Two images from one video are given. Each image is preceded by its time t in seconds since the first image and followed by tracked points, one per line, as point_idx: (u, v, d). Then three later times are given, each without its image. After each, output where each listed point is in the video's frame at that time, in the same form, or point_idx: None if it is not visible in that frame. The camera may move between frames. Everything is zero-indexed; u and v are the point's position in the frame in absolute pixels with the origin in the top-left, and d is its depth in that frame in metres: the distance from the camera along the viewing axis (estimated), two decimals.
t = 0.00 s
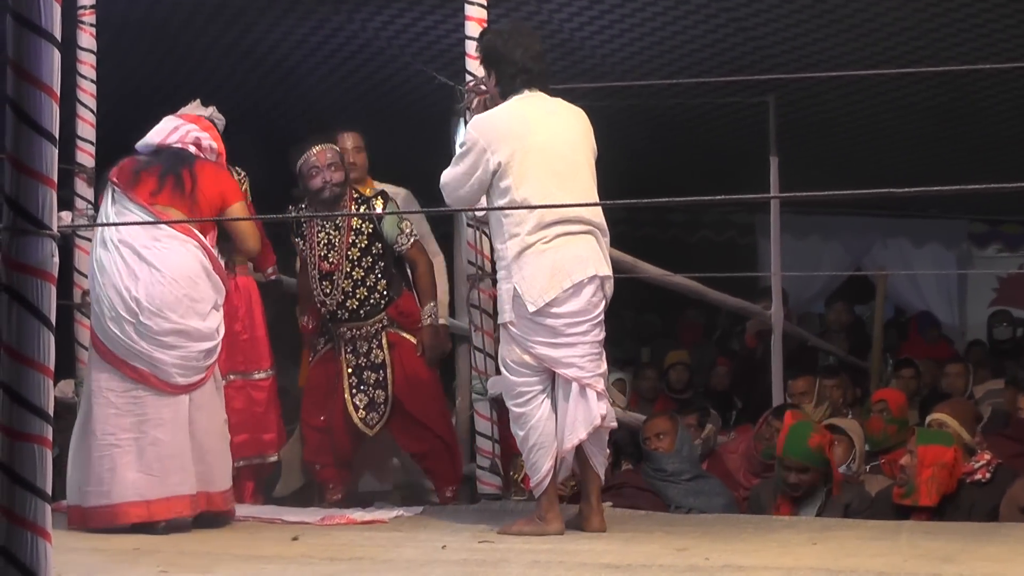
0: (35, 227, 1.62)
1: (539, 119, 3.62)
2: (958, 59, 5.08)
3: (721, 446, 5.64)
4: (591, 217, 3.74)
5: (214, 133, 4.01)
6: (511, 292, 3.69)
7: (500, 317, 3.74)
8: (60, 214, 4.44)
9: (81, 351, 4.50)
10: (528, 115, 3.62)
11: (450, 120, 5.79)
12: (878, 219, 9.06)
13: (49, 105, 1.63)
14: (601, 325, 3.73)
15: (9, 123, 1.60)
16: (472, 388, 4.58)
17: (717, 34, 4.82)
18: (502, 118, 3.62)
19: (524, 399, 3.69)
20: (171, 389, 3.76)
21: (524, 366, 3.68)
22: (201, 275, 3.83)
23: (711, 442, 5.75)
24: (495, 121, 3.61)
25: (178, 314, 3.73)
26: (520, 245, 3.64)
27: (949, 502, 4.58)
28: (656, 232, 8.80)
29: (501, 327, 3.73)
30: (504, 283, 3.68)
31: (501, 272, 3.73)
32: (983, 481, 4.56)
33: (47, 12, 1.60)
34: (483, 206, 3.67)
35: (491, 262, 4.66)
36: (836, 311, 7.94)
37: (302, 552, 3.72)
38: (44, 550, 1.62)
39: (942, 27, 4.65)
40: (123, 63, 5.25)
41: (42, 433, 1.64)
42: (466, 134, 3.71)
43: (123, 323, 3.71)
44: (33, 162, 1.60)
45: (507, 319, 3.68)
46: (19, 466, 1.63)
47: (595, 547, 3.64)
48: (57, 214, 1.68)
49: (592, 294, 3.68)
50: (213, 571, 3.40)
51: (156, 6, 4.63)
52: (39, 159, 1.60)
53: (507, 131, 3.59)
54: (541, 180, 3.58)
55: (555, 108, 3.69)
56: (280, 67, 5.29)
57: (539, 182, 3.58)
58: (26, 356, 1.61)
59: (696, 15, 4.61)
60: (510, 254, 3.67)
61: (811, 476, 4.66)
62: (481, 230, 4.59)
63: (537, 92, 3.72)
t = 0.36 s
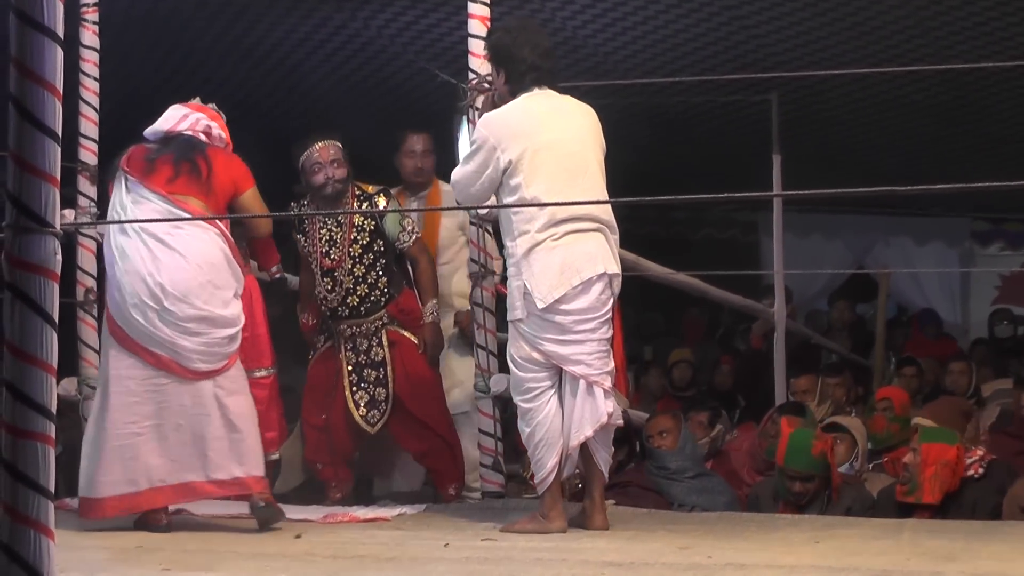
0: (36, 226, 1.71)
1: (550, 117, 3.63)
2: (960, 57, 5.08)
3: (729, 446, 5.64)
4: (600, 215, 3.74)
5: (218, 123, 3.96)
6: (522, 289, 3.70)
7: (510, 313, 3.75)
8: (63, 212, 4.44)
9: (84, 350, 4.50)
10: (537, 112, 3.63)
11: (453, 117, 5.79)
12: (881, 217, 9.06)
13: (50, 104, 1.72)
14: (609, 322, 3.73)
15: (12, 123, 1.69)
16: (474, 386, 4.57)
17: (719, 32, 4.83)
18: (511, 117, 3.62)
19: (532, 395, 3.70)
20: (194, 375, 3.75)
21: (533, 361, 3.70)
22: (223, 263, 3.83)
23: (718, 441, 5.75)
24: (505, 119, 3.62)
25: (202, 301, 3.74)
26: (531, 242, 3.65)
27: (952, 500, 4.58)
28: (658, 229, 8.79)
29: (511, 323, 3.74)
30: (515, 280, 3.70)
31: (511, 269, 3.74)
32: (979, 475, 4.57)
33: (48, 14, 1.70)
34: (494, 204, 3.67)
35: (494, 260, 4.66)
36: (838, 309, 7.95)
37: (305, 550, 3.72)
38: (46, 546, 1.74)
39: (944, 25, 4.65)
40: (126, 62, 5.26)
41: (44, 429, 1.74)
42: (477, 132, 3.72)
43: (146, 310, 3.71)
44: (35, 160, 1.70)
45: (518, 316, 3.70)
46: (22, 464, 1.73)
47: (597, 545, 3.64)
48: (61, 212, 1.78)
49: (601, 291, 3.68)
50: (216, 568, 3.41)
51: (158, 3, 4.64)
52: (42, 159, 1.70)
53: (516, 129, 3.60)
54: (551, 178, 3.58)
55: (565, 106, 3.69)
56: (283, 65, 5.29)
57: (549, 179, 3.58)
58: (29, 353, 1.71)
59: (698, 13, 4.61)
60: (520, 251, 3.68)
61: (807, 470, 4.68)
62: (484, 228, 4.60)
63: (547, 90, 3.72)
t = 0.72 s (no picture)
0: (37, 224, 1.69)
1: (557, 115, 3.63)
2: (963, 55, 5.07)
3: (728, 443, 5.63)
4: (605, 213, 3.74)
5: (253, 125, 3.83)
6: (526, 287, 3.70)
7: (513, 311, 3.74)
8: (65, 210, 4.44)
9: (86, 348, 4.50)
10: (543, 110, 3.62)
11: (454, 115, 5.78)
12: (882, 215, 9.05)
13: (51, 100, 1.70)
14: (613, 320, 3.74)
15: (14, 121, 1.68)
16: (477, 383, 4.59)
17: (722, 30, 4.83)
18: (516, 114, 3.62)
19: (536, 392, 3.70)
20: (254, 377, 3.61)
21: (536, 359, 3.70)
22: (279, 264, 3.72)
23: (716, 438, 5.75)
24: (511, 117, 3.61)
25: (264, 301, 3.62)
26: (535, 240, 3.64)
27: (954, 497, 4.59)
28: (661, 228, 8.89)
29: (514, 321, 3.73)
30: (518, 278, 3.69)
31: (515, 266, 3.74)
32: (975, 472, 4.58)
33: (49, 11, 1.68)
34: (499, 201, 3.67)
35: (497, 258, 4.66)
36: (840, 307, 7.94)
37: (308, 548, 3.72)
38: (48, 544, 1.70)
39: (946, 23, 4.65)
40: (127, 60, 5.25)
41: (45, 427, 1.71)
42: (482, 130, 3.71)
43: (208, 308, 3.57)
44: (37, 155, 1.69)
45: (522, 313, 3.69)
46: (24, 460, 1.69)
47: (600, 544, 3.63)
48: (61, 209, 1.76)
49: (605, 290, 3.69)
50: (219, 566, 3.40)
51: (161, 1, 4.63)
52: (42, 155, 1.68)
53: (522, 127, 3.60)
54: (556, 176, 3.59)
55: (571, 104, 3.69)
56: (285, 62, 5.29)
57: (554, 177, 3.58)
58: (31, 352, 1.69)
59: (700, 11, 4.61)
60: (525, 249, 3.68)
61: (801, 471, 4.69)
62: (486, 226, 4.62)
63: (554, 87, 3.71)
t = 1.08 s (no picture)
0: (38, 225, 1.81)
1: (559, 113, 3.64)
2: (962, 54, 5.09)
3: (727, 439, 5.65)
4: (607, 210, 3.75)
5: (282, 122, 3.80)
6: (528, 284, 3.71)
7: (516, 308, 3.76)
8: (67, 207, 4.45)
9: (88, 345, 4.51)
10: (545, 108, 3.63)
11: (456, 114, 5.80)
12: (881, 212, 9.06)
13: (54, 104, 1.83)
14: (615, 317, 3.75)
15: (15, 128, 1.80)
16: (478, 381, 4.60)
17: (722, 29, 4.85)
18: (518, 112, 3.63)
19: (538, 389, 3.72)
20: (300, 380, 3.64)
21: (540, 355, 3.71)
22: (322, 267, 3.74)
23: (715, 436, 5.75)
24: (513, 115, 3.62)
25: (314, 303, 3.64)
26: (538, 237, 3.66)
27: (953, 494, 4.60)
28: (661, 226, 8.90)
29: (517, 318, 3.75)
30: (521, 274, 3.70)
31: (517, 263, 3.74)
32: (987, 473, 4.56)
33: (50, 21, 1.81)
34: (502, 199, 3.68)
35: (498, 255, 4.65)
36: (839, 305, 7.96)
37: (310, 544, 3.73)
38: (51, 533, 1.83)
39: (945, 22, 4.67)
40: (128, 58, 5.27)
41: (47, 422, 1.83)
42: (484, 127, 3.72)
43: (262, 309, 3.55)
44: (38, 162, 1.81)
45: (525, 311, 3.70)
46: (25, 457, 1.83)
47: (600, 540, 3.65)
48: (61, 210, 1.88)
49: (607, 287, 3.70)
50: (221, 563, 3.42)
51: None
52: (43, 158, 1.80)
53: (524, 125, 3.61)
54: (558, 174, 3.60)
55: (573, 101, 3.69)
56: (286, 61, 5.30)
57: (557, 175, 3.59)
58: (34, 350, 1.82)
59: (700, 10, 4.62)
60: (527, 246, 3.69)
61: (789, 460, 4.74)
62: (487, 223, 4.59)
63: (555, 85, 3.73)
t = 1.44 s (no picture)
0: (47, 224, 1.87)
1: (559, 115, 3.73)
2: (952, 56, 5.19)
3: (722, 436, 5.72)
4: (607, 210, 3.84)
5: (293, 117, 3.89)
6: (530, 282, 3.80)
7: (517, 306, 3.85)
8: (75, 207, 4.54)
9: (96, 342, 4.60)
10: (546, 110, 3.72)
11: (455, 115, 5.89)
12: (875, 212, 9.16)
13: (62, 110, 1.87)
14: (615, 315, 3.83)
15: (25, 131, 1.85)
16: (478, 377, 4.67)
17: (718, 32, 4.93)
18: (519, 115, 3.72)
19: (539, 385, 3.81)
20: (316, 369, 3.72)
21: (541, 352, 3.80)
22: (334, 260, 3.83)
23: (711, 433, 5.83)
24: (514, 117, 3.72)
25: (329, 294, 3.72)
26: (539, 237, 3.75)
27: (944, 489, 4.70)
28: (658, 225, 8.99)
29: (519, 315, 3.84)
30: (523, 273, 3.80)
31: (520, 262, 3.84)
32: (979, 468, 4.63)
33: (58, 27, 1.85)
34: (505, 199, 3.77)
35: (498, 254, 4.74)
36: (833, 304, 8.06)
37: (313, 537, 3.82)
38: (57, 523, 1.90)
39: (937, 26, 4.76)
40: (135, 61, 5.36)
41: (55, 415, 1.89)
42: (487, 129, 3.81)
43: (280, 300, 3.61)
44: (47, 160, 1.86)
45: (527, 308, 3.80)
46: (34, 452, 1.89)
47: (597, 533, 3.74)
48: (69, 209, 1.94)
49: (607, 286, 3.79)
50: (227, 555, 3.50)
51: (168, 3, 4.73)
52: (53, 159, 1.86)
53: (525, 126, 3.70)
54: (558, 173, 3.68)
55: (573, 103, 3.79)
56: (289, 63, 5.39)
57: (557, 175, 3.68)
58: (40, 347, 1.87)
59: (696, 14, 4.71)
60: (529, 245, 3.78)
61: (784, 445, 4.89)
62: (486, 223, 4.69)
63: (555, 88, 3.82)
